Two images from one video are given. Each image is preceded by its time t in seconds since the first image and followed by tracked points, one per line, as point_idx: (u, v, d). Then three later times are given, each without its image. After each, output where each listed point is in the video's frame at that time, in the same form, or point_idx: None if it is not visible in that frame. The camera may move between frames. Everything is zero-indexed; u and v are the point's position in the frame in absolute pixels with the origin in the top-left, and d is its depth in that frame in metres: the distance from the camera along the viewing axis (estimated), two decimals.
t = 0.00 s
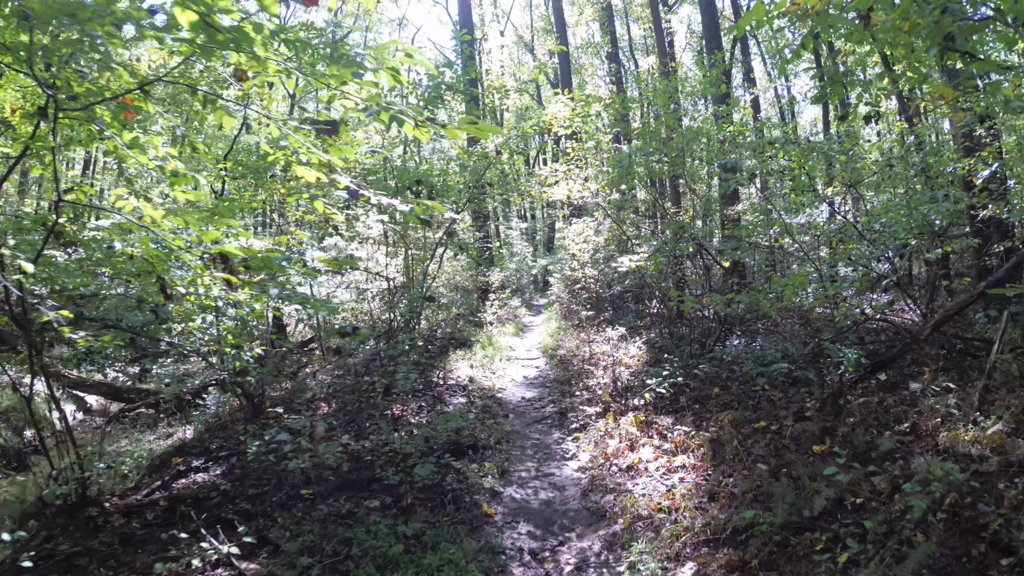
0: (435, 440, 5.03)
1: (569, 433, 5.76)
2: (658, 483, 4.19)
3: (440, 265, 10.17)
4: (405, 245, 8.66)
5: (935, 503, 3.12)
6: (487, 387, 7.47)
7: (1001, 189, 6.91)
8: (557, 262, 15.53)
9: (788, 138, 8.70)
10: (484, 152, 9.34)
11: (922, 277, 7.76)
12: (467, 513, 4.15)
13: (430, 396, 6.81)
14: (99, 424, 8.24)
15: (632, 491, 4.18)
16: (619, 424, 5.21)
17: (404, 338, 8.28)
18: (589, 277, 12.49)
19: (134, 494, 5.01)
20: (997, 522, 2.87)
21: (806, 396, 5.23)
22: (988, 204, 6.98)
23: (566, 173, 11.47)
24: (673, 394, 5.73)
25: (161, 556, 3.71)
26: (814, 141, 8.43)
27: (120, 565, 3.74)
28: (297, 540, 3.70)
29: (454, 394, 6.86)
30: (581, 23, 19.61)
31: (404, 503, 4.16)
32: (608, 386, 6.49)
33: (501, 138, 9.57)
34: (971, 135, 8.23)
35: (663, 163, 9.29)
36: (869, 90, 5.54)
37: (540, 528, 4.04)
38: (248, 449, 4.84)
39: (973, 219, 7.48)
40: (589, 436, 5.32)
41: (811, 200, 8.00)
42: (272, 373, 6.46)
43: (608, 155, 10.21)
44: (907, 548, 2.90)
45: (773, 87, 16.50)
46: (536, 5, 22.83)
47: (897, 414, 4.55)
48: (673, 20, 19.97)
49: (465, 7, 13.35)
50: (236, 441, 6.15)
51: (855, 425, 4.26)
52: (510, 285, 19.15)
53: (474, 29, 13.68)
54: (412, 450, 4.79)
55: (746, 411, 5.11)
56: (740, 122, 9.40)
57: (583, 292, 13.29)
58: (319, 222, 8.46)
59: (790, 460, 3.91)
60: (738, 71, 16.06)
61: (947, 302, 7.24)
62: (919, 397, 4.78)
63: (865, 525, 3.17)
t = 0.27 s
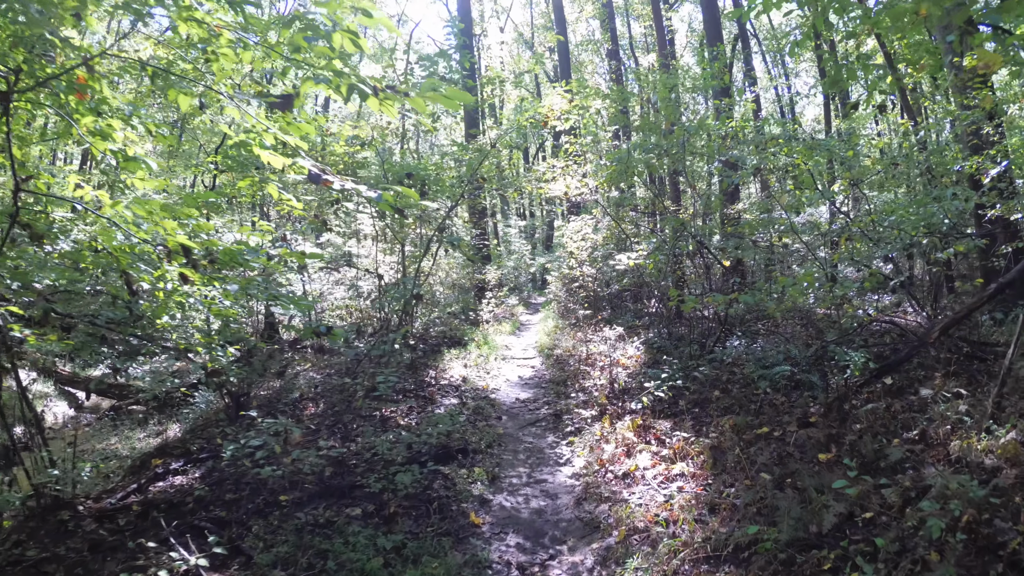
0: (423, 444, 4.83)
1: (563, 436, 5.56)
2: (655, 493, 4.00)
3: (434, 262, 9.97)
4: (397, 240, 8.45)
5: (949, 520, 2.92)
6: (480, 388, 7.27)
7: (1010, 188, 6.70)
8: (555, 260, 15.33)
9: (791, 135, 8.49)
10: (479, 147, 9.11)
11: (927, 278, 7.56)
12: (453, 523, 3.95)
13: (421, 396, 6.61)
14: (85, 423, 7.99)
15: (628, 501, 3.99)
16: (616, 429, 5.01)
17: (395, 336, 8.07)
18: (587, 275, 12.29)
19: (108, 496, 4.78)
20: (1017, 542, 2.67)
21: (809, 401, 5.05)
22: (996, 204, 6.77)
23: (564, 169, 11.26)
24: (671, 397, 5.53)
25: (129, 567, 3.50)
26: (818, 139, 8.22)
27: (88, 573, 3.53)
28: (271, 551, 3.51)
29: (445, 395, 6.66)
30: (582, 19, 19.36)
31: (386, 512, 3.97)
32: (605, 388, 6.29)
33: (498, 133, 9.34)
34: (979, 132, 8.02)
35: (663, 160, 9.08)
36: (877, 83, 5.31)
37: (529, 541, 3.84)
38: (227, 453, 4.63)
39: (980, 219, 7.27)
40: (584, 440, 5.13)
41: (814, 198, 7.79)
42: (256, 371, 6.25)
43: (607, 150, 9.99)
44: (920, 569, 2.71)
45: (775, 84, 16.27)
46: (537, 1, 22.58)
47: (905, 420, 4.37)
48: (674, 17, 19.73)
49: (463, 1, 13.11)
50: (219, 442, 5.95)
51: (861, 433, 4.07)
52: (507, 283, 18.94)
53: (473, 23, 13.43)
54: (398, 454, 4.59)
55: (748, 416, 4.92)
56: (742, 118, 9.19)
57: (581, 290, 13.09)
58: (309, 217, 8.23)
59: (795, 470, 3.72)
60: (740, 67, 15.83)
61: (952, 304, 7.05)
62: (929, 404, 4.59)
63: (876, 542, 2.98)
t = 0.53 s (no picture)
0: (413, 447, 4.69)
1: (558, 439, 5.42)
2: (651, 499, 3.87)
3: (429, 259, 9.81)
4: (390, 237, 8.29)
5: (958, 531, 2.80)
6: (474, 387, 7.13)
7: (1014, 188, 6.58)
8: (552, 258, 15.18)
9: (792, 134, 8.35)
10: (475, 142, 8.94)
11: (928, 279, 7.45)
12: (441, 530, 3.81)
13: (412, 396, 6.47)
14: (74, 419, 7.78)
15: (623, 508, 3.86)
16: (611, 432, 4.87)
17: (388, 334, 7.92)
18: (584, 274, 12.14)
19: (87, 498, 4.56)
20: None
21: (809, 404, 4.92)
22: (1000, 204, 6.65)
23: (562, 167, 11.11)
24: (668, 399, 5.41)
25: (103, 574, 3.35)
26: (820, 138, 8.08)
27: None
28: (250, 558, 3.37)
29: (438, 395, 6.52)
30: (581, 18, 19.21)
31: (372, 517, 3.83)
32: (601, 389, 6.16)
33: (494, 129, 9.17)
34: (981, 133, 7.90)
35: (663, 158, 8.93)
36: (885, 78, 5.16)
37: (520, 549, 3.71)
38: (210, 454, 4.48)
39: (983, 220, 7.15)
40: (579, 443, 4.99)
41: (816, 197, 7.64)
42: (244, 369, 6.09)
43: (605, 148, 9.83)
44: None
45: (774, 85, 16.16)
46: None
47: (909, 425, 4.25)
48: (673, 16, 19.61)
49: None
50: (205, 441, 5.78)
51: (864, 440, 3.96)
52: (503, 282, 18.79)
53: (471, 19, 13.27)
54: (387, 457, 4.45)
55: (747, 419, 4.80)
56: (742, 116, 9.05)
57: (577, 289, 12.96)
58: (301, 212, 8.05)
59: (797, 477, 3.60)
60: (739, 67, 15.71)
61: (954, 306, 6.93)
62: (934, 408, 4.47)
63: (882, 555, 2.85)
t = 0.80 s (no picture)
0: (409, 447, 4.63)
1: (556, 438, 5.36)
2: (651, 501, 3.82)
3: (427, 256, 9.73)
4: (387, 234, 8.21)
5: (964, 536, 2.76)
6: (471, 386, 7.07)
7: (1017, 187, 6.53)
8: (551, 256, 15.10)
9: (794, 131, 8.27)
10: (473, 138, 8.85)
11: (929, 278, 7.39)
12: (437, 531, 3.76)
13: (409, 394, 6.40)
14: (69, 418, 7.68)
15: (623, 510, 3.81)
16: (610, 431, 4.81)
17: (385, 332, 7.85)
18: (583, 272, 12.06)
19: (78, 498, 4.45)
20: None
21: (810, 404, 4.88)
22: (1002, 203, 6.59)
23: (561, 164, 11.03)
24: (668, 399, 5.35)
25: None
26: (822, 136, 8.01)
27: None
28: (243, 559, 3.31)
29: (435, 393, 6.45)
30: (581, 14, 19.08)
31: (367, 519, 3.78)
32: (600, 388, 6.09)
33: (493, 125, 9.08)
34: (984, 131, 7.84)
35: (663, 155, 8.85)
36: (891, 73, 5.07)
37: (517, 551, 3.65)
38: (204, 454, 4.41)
39: (985, 219, 7.09)
40: (577, 443, 4.94)
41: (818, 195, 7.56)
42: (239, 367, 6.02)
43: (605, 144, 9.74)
44: None
45: (775, 82, 16.08)
46: None
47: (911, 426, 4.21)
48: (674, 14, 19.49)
49: None
50: (199, 439, 5.71)
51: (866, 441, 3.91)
52: (502, 279, 18.71)
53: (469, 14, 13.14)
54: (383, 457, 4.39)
55: (748, 419, 4.75)
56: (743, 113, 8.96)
57: (576, 287, 12.89)
58: (297, 209, 7.96)
59: (799, 479, 3.55)
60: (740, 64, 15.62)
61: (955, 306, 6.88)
62: (937, 409, 4.42)
63: (887, 560, 2.81)
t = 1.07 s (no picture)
0: (407, 450, 4.59)
1: (555, 441, 5.33)
2: (651, 506, 3.79)
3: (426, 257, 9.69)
4: (385, 235, 8.17)
5: (968, 542, 2.73)
6: (470, 387, 7.03)
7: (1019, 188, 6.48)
8: (550, 256, 15.05)
9: (795, 132, 8.23)
10: (471, 139, 8.80)
11: (931, 279, 7.35)
12: (435, 536, 3.72)
13: (408, 396, 6.37)
14: (70, 420, 7.67)
15: (622, 514, 3.78)
16: (609, 434, 4.78)
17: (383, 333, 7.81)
18: (582, 272, 12.03)
19: (74, 503, 4.43)
20: None
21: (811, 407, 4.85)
22: (1004, 204, 6.55)
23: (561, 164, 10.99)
24: (668, 401, 5.31)
25: None
26: (823, 136, 7.96)
27: None
28: (239, 566, 3.28)
29: (433, 395, 6.41)
30: (580, 14, 19.04)
31: (364, 523, 3.74)
32: (599, 390, 6.06)
33: (492, 125, 9.04)
34: (985, 131, 7.79)
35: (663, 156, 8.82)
36: (892, 74, 5.04)
37: (515, 557, 3.62)
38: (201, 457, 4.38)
39: (987, 219, 7.05)
40: (577, 446, 4.90)
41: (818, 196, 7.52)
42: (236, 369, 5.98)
43: (604, 145, 9.70)
44: None
45: (774, 83, 16.03)
46: None
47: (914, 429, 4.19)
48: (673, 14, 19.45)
49: None
50: (196, 443, 5.67)
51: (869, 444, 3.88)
52: (501, 280, 18.67)
53: (468, 14, 13.11)
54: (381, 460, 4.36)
55: (749, 422, 4.71)
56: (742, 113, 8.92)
57: (575, 288, 12.84)
58: (295, 210, 7.92)
59: (801, 483, 3.52)
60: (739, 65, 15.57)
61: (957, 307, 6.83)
62: (939, 411, 4.39)
63: (890, 566, 2.78)
